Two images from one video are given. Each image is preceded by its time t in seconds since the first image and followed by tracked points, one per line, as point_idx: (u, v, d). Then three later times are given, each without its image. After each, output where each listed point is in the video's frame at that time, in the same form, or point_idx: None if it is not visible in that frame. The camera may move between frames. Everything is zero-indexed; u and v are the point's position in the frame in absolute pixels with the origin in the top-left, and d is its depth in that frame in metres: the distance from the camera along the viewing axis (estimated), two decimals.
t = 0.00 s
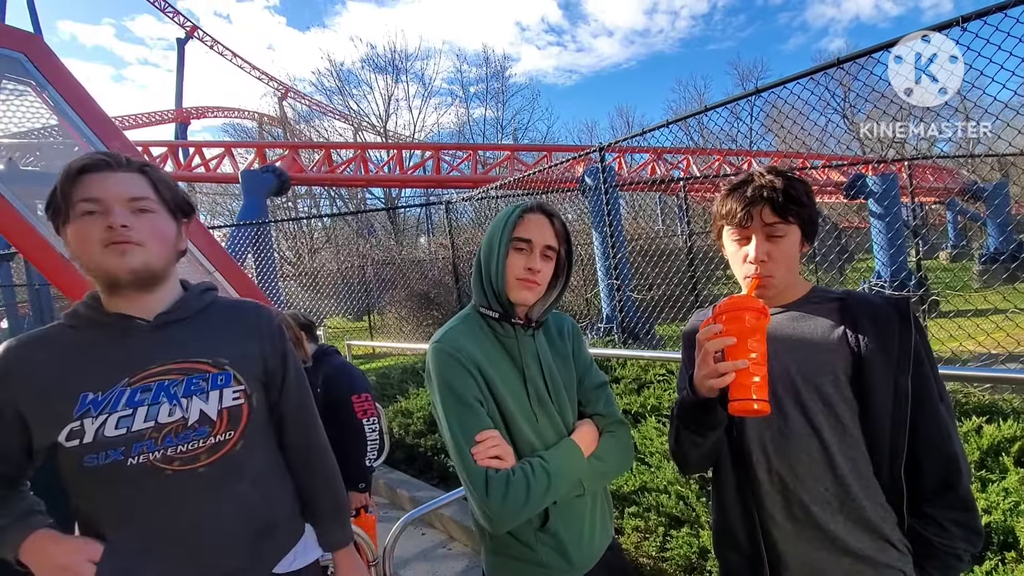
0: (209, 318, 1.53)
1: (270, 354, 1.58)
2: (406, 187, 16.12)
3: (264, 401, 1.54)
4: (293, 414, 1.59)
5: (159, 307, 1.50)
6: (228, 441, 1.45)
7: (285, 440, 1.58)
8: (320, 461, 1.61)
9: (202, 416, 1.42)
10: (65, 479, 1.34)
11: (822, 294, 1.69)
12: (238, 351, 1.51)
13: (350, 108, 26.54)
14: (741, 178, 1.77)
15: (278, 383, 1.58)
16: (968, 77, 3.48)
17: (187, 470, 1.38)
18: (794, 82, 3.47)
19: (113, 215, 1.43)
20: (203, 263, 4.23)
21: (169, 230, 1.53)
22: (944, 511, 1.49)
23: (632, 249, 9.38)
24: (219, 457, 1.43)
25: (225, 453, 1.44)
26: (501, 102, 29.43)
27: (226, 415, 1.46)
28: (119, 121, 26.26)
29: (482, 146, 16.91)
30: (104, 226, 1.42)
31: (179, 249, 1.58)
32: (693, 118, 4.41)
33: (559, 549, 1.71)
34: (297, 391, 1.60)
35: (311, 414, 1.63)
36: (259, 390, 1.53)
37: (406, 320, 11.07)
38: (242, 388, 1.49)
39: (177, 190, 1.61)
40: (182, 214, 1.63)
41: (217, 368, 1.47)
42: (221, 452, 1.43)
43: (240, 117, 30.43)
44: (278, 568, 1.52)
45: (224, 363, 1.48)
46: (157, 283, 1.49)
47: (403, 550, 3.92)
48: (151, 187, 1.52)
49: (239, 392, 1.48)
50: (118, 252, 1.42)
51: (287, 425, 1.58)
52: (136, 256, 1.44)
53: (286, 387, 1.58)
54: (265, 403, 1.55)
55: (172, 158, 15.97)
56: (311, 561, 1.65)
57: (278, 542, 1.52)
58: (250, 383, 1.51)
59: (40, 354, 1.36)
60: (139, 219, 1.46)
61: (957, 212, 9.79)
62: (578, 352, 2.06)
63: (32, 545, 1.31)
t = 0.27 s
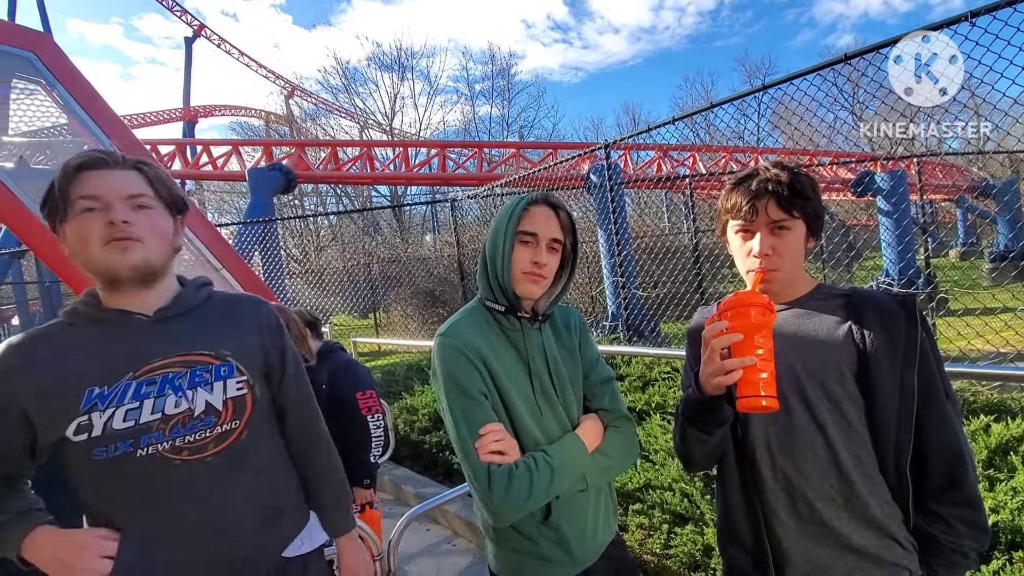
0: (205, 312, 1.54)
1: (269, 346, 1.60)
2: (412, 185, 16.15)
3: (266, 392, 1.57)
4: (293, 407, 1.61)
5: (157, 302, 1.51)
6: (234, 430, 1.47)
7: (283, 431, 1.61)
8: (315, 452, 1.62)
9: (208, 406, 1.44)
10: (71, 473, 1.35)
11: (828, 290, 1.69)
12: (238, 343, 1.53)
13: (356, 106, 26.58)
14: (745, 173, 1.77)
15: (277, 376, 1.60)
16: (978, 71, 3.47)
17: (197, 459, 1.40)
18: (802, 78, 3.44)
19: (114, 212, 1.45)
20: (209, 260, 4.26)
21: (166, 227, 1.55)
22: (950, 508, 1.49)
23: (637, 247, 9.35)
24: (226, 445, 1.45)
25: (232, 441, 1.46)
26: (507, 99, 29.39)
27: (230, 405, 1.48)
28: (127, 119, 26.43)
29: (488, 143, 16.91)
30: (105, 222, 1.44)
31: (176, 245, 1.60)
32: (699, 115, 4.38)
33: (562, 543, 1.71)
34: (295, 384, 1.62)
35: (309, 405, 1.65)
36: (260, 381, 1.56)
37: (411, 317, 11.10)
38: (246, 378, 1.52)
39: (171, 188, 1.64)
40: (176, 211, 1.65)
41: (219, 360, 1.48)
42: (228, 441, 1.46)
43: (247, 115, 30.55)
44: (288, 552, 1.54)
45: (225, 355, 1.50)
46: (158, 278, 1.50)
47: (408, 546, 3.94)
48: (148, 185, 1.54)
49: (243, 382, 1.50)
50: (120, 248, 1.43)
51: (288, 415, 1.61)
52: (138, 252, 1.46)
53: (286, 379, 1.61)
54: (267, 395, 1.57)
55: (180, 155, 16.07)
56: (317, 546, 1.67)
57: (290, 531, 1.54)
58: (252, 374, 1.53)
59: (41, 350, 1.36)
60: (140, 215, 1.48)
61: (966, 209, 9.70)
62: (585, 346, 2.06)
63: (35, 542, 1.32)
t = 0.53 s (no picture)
0: (264, 302, 1.62)
1: (321, 336, 1.66)
2: (427, 183, 16.24)
3: (316, 379, 1.62)
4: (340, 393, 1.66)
5: (221, 290, 1.60)
6: (288, 411, 1.53)
7: (332, 418, 1.65)
8: (359, 438, 1.66)
9: (264, 386, 1.50)
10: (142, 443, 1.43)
11: (849, 287, 1.67)
12: (293, 331, 1.60)
13: (372, 105, 26.78)
14: (766, 167, 1.76)
15: (327, 362, 1.66)
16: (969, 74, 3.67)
17: (252, 436, 1.46)
18: (821, 74, 3.40)
19: (174, 205, 1.54)
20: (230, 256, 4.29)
21: (226, 221, 1.63)
22: (970, 506, 1.47)
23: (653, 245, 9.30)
24: (280, 423, 1.51)
25: (284, 422, 1.51)
26: (521, 98, 29.34)
27: (285, 387, 1.53)
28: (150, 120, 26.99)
29: (503, 142, 16.92)
30: (166, 216, 1.53)
31: (236, 237, 1.68)
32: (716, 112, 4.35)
33: (568, 534, 1.73)
34: (343, 374, 1.67)
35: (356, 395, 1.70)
36: (312, 367, 1.61)
37: (426, 315, 11.18)
38: (299, 363, 1.57)
39: (231, 184, 1.72)
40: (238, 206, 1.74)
41: (276, 344, 1.55)
42: (282, 420, 1.51)
43: (265, 114, 30.99)
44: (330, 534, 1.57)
45: (281, 340, 1.57)
46: (216, 269, 1.59)
47: (424, 540, 3.98)
48: (205, 180, 1.62)
49: (296, 366, 1.56)
50: (179, 241, 1.53)
51: (336, 404, 1.65)
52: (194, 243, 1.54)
53: (334, 367, 1.65)
54: (316, 382, 1.62)
55: (201, 155, 16.38)
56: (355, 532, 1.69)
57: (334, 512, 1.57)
58: (305, 360, 1.59)
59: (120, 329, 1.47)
60: (196, 209, 1.56)
61: (991, 207, 9.47)
62: (602, 343, 2.06)
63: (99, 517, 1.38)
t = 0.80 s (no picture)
0: (342, 290, 1.75)
1: (388, 326, 1.78)
2: (446, 180, 16.30)
3: (380, 366, 1.73)
4: (400, 381, 1.78)
5: (305, 274, 1.71)
6: (353, 391, 1.63)
7: (391, 405, 1.77)
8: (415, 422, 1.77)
9: (336, 364, 1.61)
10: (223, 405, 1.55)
11: (880, 286, 1.65)
12: (364, 319, 1.71)
13: (393, 102, 26.94)
14: (800, 165, 1.74)
15: (391, 352, 1.77)
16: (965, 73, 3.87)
17: (322, 408, 1.57)
18: (850, 72, 3.33)
19: (248, 199, 1.65)
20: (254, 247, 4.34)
21: (299, 210, 1.71)
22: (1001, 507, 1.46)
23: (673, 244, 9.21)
24: (345, 401, 1.61)
25: (349, 399, 1.62)
26: (541, 94, 29.21)
27: (353, 367, 1.64)
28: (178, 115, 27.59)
29: (523, 139, 16.88)
30: (245, 210, 1.66)
31: (314, 228, 1.75)
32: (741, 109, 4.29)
33: (585, 524, 1.73)
34: (404, 363, 1.79)
35: (415, 382, 1.81)
36: (377, 354, 1.72)
37: (444, 310, 11.24)
38: (367, 349, 1.68)
39: (315, 176, 1.78)
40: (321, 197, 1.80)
41: (348, 328, 1.66)
42: (348, 398, 1.61)
43: (288, 110, 31.41)
44: (381, 510, 1.65)
45: (354, 325, 1.68)
46: (288, 258, 1.68)
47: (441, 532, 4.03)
48: (282, 174, 1.70)
49: (364, 350, 1.67)
50: (254, 231, 1.65)
51: (396, 390, 1.77)
52: (268, 232, 1.65)
53: (398, 357, 1.77)
54: (380, 368, 1.73)
55: (226, 150, 16.70)
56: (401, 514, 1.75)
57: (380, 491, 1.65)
58: (373, 347, 1.70)
59: (215, 301, 1.61)
60: (270, 202, 1.65)
61: None
62: (623, 340, 2.05)
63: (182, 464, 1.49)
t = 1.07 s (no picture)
0: (411, 283, 1.78)
1: (447, 323, 1.80)
2: (474, 174, 16.36)
3: (435, 360, 1.75)
4: (455, 378, 1.80)
5: (378, 267, 1.75)
6: (408, 381, 1.67)
7: (444, 400, 1.80)
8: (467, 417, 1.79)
9: (396, 355, 1.65)
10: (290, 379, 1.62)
11: (927, 286, 1.60)
12: (426, 314, 1.74)
13: (421, 97, 27.13)
14: (847, 162, 1.69)
15: (448, 348, 1.80)
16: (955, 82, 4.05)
17: (378, 395, 1.62)
18: (894, 65, 3.22)
19: (345, 202, 1.70)
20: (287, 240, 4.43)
21: (387, 212, 1.76)
22: None
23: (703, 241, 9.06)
24: (401, 391, 1.66)
25: (401, 391, 1.65)
26: (569, 89, 28.98)
27: (411, 359, 1.68)
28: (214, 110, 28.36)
29: (551, 134, 16.80)
30: (339, 210, 1.71)
31: (396, 229, 1.82)
32: (776, 104, 4.20)
33: (617, 517, 1.74)
34: (459, 359, 1.81)
35: (470, 376, 1.84)
36: (434, 348, 1.75)
37: (469, 305, 11.32)
38: (425, 343, 1.71)
39: (401, 178, 1.83)
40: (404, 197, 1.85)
41: (410, 321, 1.70)
42: (404, 388, 1.66)
43: (319, 105, 31.94)
44: (424, 496, 1.70)
45: (416, 319, 1.72)
46: (373, 258, 1.74)
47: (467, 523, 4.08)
48: (375, 176, 1.74)
49: (422, 343, 1.70)
50: (346, 230, 1.69)
51: (450, 384, 1.79)
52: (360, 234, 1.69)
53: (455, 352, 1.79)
54: (435, 362, 1.76)
55: (260, 145, 17.12)
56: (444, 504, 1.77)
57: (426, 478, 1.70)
58: (431, 342, 1.73)
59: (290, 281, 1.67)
60: (364, 205, 1.71)
61: None
62: (658, 334, 2.03)
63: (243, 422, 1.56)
